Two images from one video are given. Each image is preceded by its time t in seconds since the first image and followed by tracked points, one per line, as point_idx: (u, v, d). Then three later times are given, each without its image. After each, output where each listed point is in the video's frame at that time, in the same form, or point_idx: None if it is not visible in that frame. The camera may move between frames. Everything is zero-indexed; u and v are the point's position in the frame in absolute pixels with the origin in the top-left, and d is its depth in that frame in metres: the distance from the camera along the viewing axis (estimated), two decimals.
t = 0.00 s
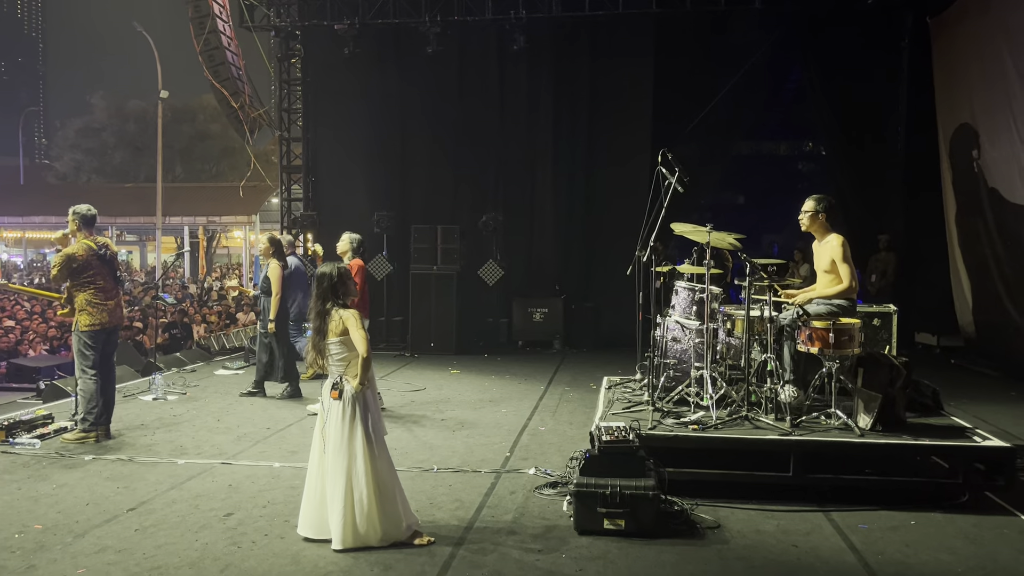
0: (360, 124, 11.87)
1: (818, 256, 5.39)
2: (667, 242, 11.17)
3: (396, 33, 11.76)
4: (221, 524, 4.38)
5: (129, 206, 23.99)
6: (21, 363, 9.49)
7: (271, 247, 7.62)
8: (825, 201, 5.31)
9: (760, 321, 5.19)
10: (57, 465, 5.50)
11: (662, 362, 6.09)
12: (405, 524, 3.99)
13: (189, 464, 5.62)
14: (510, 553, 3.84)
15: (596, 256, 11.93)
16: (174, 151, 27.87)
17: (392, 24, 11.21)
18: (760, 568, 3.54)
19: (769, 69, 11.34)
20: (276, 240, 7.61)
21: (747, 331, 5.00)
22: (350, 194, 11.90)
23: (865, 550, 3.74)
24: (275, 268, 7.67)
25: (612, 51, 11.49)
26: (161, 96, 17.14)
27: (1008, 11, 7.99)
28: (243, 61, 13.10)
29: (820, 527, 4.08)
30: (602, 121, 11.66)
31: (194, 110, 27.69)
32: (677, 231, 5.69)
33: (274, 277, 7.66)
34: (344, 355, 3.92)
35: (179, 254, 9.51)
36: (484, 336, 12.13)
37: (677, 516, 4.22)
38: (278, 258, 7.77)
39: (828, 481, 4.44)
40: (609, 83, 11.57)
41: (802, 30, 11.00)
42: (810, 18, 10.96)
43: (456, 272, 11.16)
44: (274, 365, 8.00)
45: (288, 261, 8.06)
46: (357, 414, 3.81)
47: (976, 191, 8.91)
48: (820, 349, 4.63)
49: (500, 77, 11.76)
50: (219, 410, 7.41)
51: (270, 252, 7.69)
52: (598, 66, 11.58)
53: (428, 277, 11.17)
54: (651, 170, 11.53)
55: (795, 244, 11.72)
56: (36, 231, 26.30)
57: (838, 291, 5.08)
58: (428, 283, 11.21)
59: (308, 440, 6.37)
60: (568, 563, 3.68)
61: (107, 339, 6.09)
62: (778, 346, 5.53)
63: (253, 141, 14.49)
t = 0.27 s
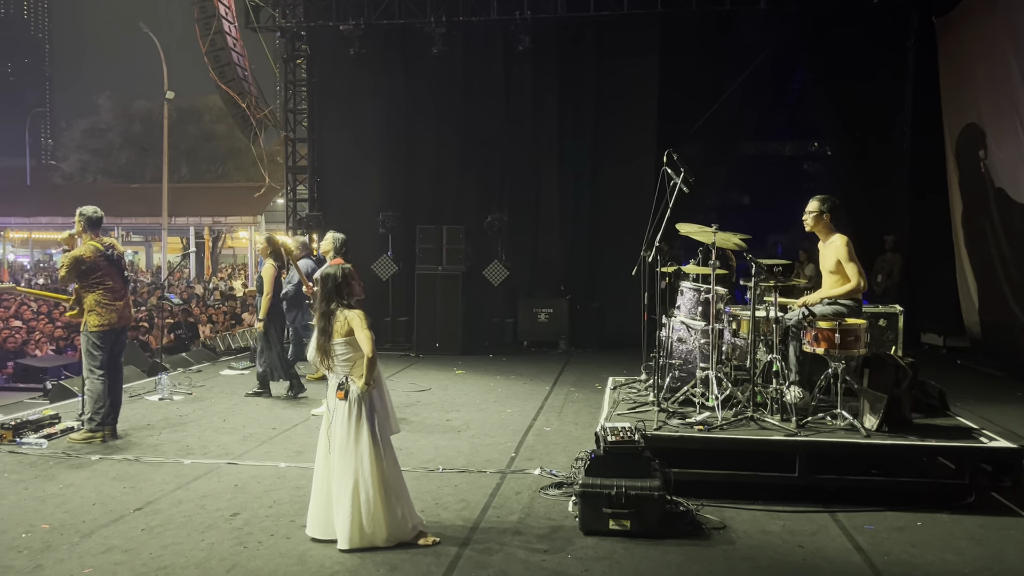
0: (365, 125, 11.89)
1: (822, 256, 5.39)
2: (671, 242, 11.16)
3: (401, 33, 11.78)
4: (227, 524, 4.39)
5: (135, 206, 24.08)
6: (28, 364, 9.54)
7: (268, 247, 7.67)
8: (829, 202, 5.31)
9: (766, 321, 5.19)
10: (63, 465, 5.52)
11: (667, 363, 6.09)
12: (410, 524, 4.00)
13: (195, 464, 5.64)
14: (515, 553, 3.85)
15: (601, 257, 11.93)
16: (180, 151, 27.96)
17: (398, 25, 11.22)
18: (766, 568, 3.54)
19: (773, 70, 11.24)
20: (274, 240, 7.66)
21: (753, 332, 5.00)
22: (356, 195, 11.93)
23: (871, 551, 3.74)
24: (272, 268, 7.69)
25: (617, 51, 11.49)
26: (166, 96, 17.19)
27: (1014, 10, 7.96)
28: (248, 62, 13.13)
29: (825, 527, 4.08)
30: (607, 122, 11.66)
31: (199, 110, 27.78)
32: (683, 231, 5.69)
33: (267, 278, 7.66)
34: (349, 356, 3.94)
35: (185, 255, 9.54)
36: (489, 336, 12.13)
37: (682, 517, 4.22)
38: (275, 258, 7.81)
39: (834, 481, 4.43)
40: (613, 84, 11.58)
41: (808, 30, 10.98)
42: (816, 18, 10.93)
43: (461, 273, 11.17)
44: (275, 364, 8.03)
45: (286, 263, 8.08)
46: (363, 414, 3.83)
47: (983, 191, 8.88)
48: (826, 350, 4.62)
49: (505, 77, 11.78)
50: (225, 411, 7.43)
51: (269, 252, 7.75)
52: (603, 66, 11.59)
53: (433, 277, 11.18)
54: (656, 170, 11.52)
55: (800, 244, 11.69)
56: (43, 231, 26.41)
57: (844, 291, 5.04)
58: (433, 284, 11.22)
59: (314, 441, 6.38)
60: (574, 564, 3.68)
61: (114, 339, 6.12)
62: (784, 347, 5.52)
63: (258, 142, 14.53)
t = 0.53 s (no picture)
0: (371, 126, 11.90)
1: (829, 256, 5.39)
2: (677, 243, 11.15)
3: (408, 34, 11.80)
4: (235, 524, 4.42)
5: (142, 207, 24.17)
6: (36, 364, 9.60)
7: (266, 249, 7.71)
8: (835, 202, 5.30)
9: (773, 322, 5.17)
10: (72, 465, 5.55)
11: (674, 363, 6.10)
12: (416, 525, 4.01)
13: (202, 464, 5.67)
14: (522, 553, 3.85)
15: (606, 257, 11.92)
16: (186, 152, 28.05)
17: (404, 25, 11.24)
18: (773, 569, 3.54)
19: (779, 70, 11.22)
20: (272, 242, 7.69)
21: (760, 332, 4.98)
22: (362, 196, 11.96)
23: (879, 552, 3.73)
24: (268, 268, 7.69)
25: (624, 51, 11.48)
26: (173, 97, 17.25)
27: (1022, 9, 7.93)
28: (255, 62, 13.16)
29: (832, 528, 4.07)
30: (613, 122, 11.66)
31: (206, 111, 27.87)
32: (690, 231, 5.68)
33: (262, 279, 7.66)
34: (357, 356, 3.94)
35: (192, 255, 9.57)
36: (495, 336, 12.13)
37: (689, 517, 4.22)
38: (273, 258, 7.84)
39: (842, 483, 4.42)
40: (619, 84, 11.57)
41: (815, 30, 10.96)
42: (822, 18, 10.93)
43: (467, 273, 11.18)
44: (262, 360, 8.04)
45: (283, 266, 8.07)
46: (371, 414, 3.84)
47: (991, 191, 8.83)
48: (833, 350, 4.61)
49: (511, 78, 11.79)
50: (232, 411, 7.46)
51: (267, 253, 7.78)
52: (609, 67, 11.58)
53: (439, 277, 11.20)
54: (661, 170, 11.51)
55: (807, 243, 11.66)
56: (51, 232, 26.54)
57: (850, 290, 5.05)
58: (439, 284, 11.23)
59: (320, 441, 6.40)
60: (581, 564, 3.69)
61: (124, 340, 6.15)
62: (791, 348, 5.52)
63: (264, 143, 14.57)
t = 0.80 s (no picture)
0: (374, 126, 11.91)
1: (832, 255, 5.38)
2: (680, 242, 11.14)
3: (411, 34, 11.79)
4: (238, 524, 4.42)
5: (145, 207, 24.21)
6: (39, 363, 9.62)
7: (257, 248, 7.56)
8: (838, 201, 5.29)
9: (776, 321, 5.16)
10: (75, 465, 5.56)
11: (676, 363, 6.10)
12: (420, 526, 4.00)
13: (206, 464, 5.68)
14: (526, 553, 3.85)
15: (609, 257, 11.92)
16: (188, 152, 28.09)
17: (406, 25, 11.24)
18: (776, 569, 3.54)
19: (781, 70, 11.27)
20: (265, 241, 7.52)
21: (763, 332, 4.96)
22: (365, 196, 11.96)
23: (883, 552, 3.73)
24: (260, 268, 7.56)
25: (626, 51, 11.47)
26: (176, 97, 17.27)
27: None
28: (257, 62, 13.16)
29: (836, 528, 4.07)
30: (615, 121, 11.66)
31: (208, 111, 27.91)
32: (693, 231, 5.68)
33: (256, 279, 7.53)
34: (361, 356, 3.95)
35: (194, 255, 9.59)
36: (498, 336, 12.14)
37: (693, 518, 4.22)
38: (263, 258, 7.67)
39: (845, 483, 4.42)
40: (622, 83, 11.57)
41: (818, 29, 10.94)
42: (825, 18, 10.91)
43: (469, 273, 11.18)
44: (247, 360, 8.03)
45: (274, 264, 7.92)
46: (374, 414, 3.84)
47: (995, 190, 8.81)
48: (837, 350, 4.61)
49: (514, 77, 11.79)
50: (235, 411, 7.47)
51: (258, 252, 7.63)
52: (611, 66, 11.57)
53: (441, 277, 11.20)
54: (663, 170, 11.51)
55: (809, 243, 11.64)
56: (53, 232, 26.59)
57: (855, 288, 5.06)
58: (441, 284, 11.24)
59: (324, 441, 6.41)
60: (585, 564, 3.69)
61: (128, 339, 6.16)
62: (794, 347, 5.53)
63: (267, 143, 14.58)
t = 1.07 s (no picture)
0: (374, 125, 11.91)
1: (833, 254, 5.37)
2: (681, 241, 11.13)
3: (411, 34, 11.79)
4: (240, 523, 4.43)
5: (145, 206, 24.23)
6: (40, 363, 9.63)
7: (245, 249, 7.44)
8: (840, 200, 5.28)
9: (777, 320, 5.16)
10: (76, 464, 5.56)
11: (677, 362, 6.10)
12: (421, 527, 3.98)
13: (207, 463, 5.68)
14: (527, 553, 3.85)
15: (610, 256, 11.91)
16: (189, 151, 28.10)
17: (406, 25, 11.24)
18: (778, 568, 3.53)
19: (781, 71, 11.36)
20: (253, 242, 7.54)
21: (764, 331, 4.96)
22: (365, 196, 11.97)
23: (885, 551, 3.73)
24: (247, 270, 7.40)
25: (627, 50, 11.46)
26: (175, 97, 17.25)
27: None
28: (257, 62, 13.16)
29: (838, 527, 4.07)
30: (616, 121, 11.65)
31: (209, 111, 27.93)
32: (693, 230, 5.68)
33: (244, 281, 7.35)
34: (361, 356, 3.95)
35: (195, 255, 9.59)
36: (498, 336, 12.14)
37: (694, 517, 4.22)
38: (249, 260, 7.52)
39: (847, 482, 4.41)
40: (622, 83, 11.57)
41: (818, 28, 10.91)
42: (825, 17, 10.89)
43: (470, 272, 11.18)
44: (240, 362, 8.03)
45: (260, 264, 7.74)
46: (374, 415, 3.84)
47: (996, 189, 8.81)
48: (837, 349, 4.61)
49: (514, 77, 11.78)
50: (235, 410, 7.47)
51: (245, 254, 7.50)
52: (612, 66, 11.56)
53: (442, 277, 11.20)
54: (664, 169, 11.50)
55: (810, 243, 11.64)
56: (54, 232, 26.60)
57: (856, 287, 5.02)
58: (442, 283, 11.24)
59: (325, 440, 6.41)
60: (586, 564, 3.69)
61: (129, 339, 6.16)
62: (794, 347, 5.53)
63: (267, 142, 14.58)
